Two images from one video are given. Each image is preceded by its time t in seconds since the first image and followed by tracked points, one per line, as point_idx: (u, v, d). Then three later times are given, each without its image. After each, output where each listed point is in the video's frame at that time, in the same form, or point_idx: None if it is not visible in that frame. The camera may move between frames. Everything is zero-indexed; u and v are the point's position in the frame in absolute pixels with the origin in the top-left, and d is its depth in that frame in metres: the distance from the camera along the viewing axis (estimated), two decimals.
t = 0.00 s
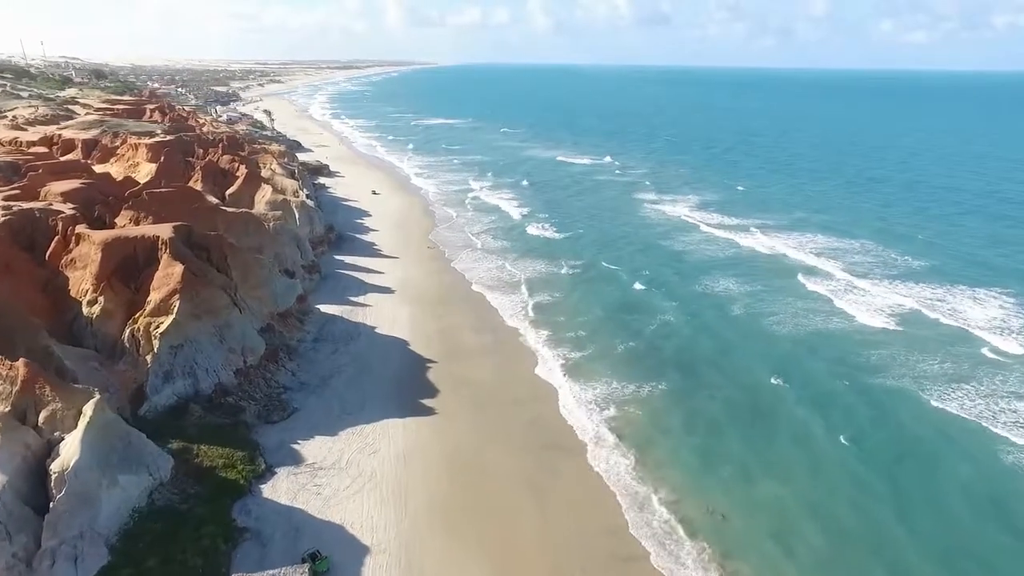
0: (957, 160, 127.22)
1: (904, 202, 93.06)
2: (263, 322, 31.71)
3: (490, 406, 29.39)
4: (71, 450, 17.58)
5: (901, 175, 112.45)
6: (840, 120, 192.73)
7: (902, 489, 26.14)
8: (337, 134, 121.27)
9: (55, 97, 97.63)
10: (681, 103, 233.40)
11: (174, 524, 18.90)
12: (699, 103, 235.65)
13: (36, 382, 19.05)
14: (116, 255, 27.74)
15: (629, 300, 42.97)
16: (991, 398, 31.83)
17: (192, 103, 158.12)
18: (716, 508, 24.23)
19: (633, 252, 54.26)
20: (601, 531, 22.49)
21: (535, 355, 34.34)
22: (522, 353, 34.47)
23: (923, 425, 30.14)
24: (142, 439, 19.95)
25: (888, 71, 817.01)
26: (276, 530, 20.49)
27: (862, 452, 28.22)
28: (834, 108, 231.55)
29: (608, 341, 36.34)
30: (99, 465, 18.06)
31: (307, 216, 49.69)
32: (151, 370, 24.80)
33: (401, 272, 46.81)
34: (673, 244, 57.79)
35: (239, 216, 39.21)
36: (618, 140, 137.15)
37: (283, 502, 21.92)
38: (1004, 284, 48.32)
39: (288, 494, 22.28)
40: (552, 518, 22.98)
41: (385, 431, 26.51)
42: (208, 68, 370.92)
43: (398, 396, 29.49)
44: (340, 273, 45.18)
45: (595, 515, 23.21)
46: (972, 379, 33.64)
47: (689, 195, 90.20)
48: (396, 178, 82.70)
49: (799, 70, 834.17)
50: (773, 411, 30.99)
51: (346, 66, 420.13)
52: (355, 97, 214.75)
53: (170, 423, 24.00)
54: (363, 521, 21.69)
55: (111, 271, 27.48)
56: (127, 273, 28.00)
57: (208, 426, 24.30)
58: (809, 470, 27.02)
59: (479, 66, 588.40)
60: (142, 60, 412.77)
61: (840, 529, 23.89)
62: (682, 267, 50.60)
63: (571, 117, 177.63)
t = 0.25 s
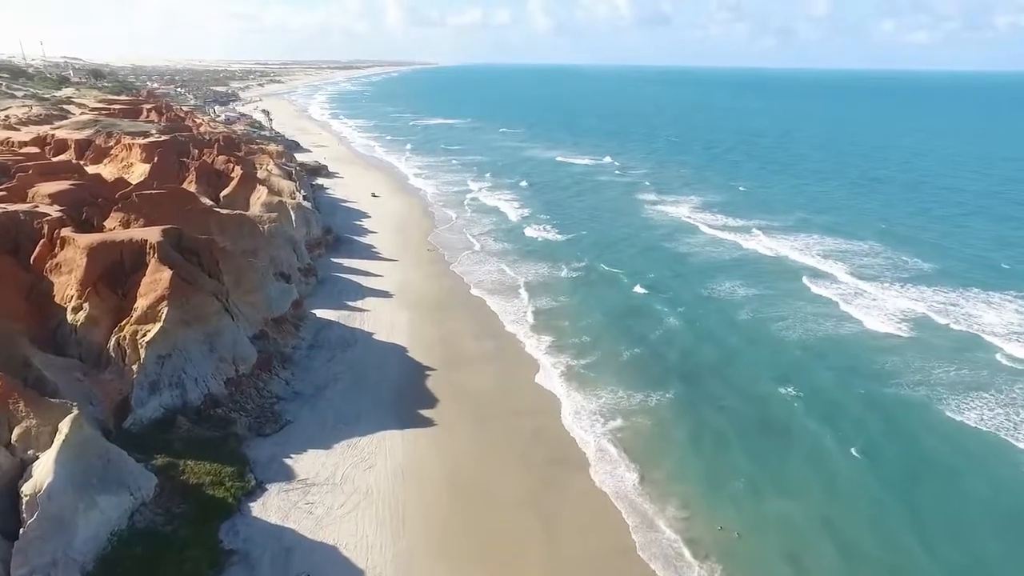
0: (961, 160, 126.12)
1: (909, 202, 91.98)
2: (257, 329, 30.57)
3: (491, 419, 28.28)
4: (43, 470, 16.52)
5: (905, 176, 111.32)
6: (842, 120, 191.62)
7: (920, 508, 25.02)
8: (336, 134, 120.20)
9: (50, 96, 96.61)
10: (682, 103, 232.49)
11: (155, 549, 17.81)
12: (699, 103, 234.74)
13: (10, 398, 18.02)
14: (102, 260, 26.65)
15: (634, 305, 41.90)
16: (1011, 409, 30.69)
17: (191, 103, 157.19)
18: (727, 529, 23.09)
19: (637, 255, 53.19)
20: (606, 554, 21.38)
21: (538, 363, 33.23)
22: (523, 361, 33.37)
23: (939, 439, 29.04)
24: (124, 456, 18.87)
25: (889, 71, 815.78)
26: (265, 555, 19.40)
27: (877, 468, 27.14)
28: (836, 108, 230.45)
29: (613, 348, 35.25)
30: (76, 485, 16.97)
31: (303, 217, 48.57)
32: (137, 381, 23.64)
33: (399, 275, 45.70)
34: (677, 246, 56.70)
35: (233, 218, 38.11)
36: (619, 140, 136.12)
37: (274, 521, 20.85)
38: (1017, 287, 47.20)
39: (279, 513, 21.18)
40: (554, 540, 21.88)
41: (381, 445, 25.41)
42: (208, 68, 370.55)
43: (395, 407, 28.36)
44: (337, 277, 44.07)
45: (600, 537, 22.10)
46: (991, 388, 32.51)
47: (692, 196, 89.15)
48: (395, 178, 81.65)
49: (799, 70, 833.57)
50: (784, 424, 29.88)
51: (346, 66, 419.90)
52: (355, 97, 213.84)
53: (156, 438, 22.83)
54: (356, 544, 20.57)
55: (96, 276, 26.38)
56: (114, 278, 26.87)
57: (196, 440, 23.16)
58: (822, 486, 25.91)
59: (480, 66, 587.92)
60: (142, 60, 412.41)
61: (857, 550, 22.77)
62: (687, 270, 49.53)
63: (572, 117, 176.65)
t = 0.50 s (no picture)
0: (967, 161, 124.78)
1: (915, 203, 90.79)
2: (247, 337, 29.33)
3: (491, 432, 27.04)
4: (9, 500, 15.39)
5: (910, 176, 110.07)
6: (843, 120, 190.53)
7: (942, 528, 23.72)
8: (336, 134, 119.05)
9: (46, 96, 95.49)
10: (683, 104, 231.50)
11: None
12: (701, 104, 233.82)
13: None
14: (84, 266, 25.46)
15: (640, 310, 40.67)
16: None
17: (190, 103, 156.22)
18: (740, 553, 21.80)
19: (641, 258, 51.94)
20: None
21: (541, 372, 32.00)
22: (526, 370, 32.12)
23: (957, 452, 27.79)
24: (99, 479, 17.65)
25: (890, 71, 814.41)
26: None
27: (895, 483, 25.91)
28: (838, 108, 229.36)
29: (619, 356, 34.00)
30: (42, 513, 15.74)
31: (300, 219, 47.35)
32: (118, 394, 22.37)
33: (398, 279, 44.40)
34: (682, 248, 55.47)
35: (226, 221, 36.89)
36: (622, 141, 134.79)
37: (261, 546, 19.62)
38: None
39: (267, 538, 19.95)
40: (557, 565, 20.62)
41: (376, 462, 24.17)
42: (209, 69, 370.65)
43: (390, 420, 27.10)
44: (334, 281, 42.82)
45: (605, 561, 20.86)
46: (1013, 399, 31.21)
47: (696, 197, 87.95)
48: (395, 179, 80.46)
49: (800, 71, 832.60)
50: (797, 436, 28.65)
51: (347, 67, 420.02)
52: (355, 97, 212.97)
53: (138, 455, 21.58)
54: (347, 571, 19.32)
55: (77, 284, 25.19)
56: (97, 285, 25.68)
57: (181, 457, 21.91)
58: (838, 504, 24.65)
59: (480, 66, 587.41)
60: (143, 60, 412.91)
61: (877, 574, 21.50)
62: (693, 273, 48.28)
63: (573, 117, 175.59)
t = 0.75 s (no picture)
0: (970, 161, 123.77)
1: (921, 204, 89.74)
2: (239, 345, 28.21)
3: (491, 446, 25.97)
4: None
5: (915, 177, 109.04)
6: (843, 120, 189.67)
7: (961, 548, 22.65)
8: (334, 134, 117.96)
9: (41, 95, 94.36)
10: (684, 104, 230.51)
11: None
12: (701, 103, 232.84)
13: None
14: (66, 272, 24.28)
15: (645, 314, 39.53)
16: None
17: (187, 103, 155.17)
18: None
19: (645, 261, 50.82)
20: None
21: (544, 381, 30.88)
22: (527, 380, 31.03)
23: (974, 466, 26.69)
24: (74, 500, 16.62)
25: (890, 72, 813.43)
26: None
27: (913, 499, 24.85)
28: (838, 108, 228.46)
29: (623, 364, 32.89)
30: (8, 541, 14.74)
31: (296, 221, 46.28)
32: (100, 407, 21.23)
33: (396, 283, 43.33)
34: (686, 250, 54.35)
35: (219, 223, 35.77)
36: (623, 141, 133.78)
37: (247, 570, 18.59)
38: None
39: (253, 562, 18.88)
40: None
41: (371, 479, 23.09)
42: (208, 69, 369.77)
43: (387, 433, 25.97)
44: (331, 285, 41.68)
45: None
46: None
47: (698, 198, 86.86)
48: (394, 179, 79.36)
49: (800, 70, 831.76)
50: (809, 448, 27.57)
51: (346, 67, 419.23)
52: (354, 97, 211.92)
53: (120, 472, 20.43)
54: None
55: (59, 290, 24.01)
56: (81, 291, 24.50)
57: (165, 475, 20.79)
58: (851, 522, 23.56)
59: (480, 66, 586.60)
60: (142, 60, 412.01)
61: None
62: (698, 276, 47.16)
63: (573, 117, 174.56)
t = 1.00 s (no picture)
0: (976, 161, 122.49)
1: (927, 205, 88.45)
2: (229, 354, 26.97)
3: (492, 463, 24.64)
4: None
5: (921, 177, 107.74)
6: (844, 120, 188.58)
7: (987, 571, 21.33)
8: (334, 134, 116.55)
9: (36, 95, 93.08)
10: (685, 104, 229.24)
11: None
12: (703, 103, 231.59)
13: None
14: (45, 278, 23.04)
15: (652, 321, 38.20)
16: None
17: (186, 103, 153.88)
18: None
19: (651, 264, 49.49)
20: None
21: (547, 392, 29.64)
22: (531, 391, 29.72)
23: (998, 482, 25.36)
24: (38, 531, 15.80)
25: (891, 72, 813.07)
26: None
27: (936, 518, 23.53)
28: (838, 108, 227.37)
29: (629, 373, 31.63)
30: None
31: (292, 223, 45.02)
32: (77, 424, 19.97)
33: (394, 287, 42.05)
34: (692, 253, 53.01)
35: (210, 226, 34.52)
36: (625, 141, 132.50)
37: None
38: None
39: None
40: None
41: (365, 500, 21.82)
42: (208, 68, 368.72)
43: (383, 448, 24.71)
44: (327, 290, 40.41)
45: None
46: None
47: (703, 199, 85.50)
48: (394, 180, 78.00)
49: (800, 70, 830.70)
50: (825, 463, 26.25)
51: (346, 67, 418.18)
52: (354, 97, 210.68)
53: (97, 495, 19.19)
54: None
55: (36, 297, 22.77)
56: (60, 299, 23.27)
57: (145, 497, 19.54)
58: (870, 544, 22.26)
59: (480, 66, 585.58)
60: (142, 59, 411.12)
61: None
62: (706, 280, 45.83)
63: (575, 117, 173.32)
